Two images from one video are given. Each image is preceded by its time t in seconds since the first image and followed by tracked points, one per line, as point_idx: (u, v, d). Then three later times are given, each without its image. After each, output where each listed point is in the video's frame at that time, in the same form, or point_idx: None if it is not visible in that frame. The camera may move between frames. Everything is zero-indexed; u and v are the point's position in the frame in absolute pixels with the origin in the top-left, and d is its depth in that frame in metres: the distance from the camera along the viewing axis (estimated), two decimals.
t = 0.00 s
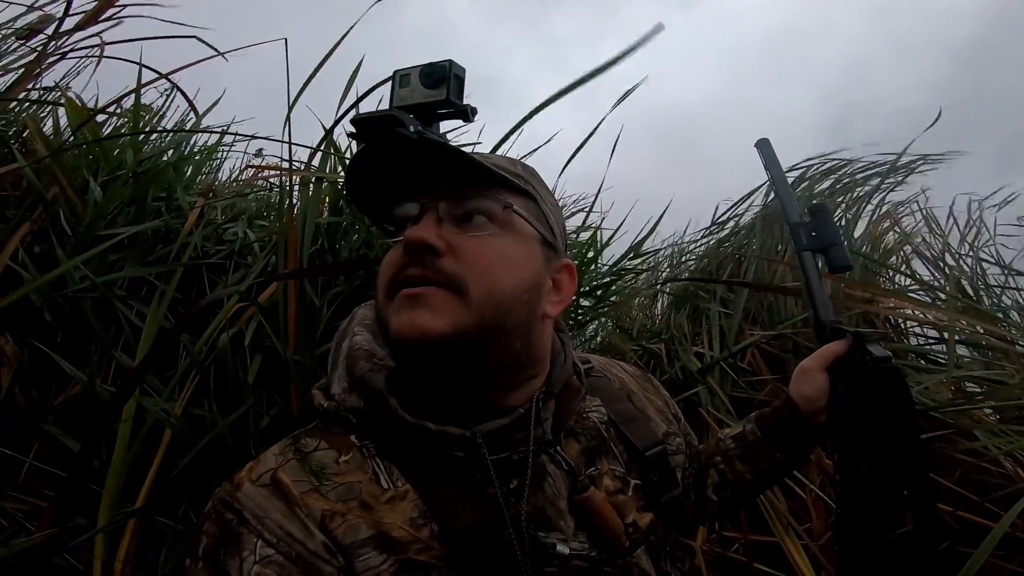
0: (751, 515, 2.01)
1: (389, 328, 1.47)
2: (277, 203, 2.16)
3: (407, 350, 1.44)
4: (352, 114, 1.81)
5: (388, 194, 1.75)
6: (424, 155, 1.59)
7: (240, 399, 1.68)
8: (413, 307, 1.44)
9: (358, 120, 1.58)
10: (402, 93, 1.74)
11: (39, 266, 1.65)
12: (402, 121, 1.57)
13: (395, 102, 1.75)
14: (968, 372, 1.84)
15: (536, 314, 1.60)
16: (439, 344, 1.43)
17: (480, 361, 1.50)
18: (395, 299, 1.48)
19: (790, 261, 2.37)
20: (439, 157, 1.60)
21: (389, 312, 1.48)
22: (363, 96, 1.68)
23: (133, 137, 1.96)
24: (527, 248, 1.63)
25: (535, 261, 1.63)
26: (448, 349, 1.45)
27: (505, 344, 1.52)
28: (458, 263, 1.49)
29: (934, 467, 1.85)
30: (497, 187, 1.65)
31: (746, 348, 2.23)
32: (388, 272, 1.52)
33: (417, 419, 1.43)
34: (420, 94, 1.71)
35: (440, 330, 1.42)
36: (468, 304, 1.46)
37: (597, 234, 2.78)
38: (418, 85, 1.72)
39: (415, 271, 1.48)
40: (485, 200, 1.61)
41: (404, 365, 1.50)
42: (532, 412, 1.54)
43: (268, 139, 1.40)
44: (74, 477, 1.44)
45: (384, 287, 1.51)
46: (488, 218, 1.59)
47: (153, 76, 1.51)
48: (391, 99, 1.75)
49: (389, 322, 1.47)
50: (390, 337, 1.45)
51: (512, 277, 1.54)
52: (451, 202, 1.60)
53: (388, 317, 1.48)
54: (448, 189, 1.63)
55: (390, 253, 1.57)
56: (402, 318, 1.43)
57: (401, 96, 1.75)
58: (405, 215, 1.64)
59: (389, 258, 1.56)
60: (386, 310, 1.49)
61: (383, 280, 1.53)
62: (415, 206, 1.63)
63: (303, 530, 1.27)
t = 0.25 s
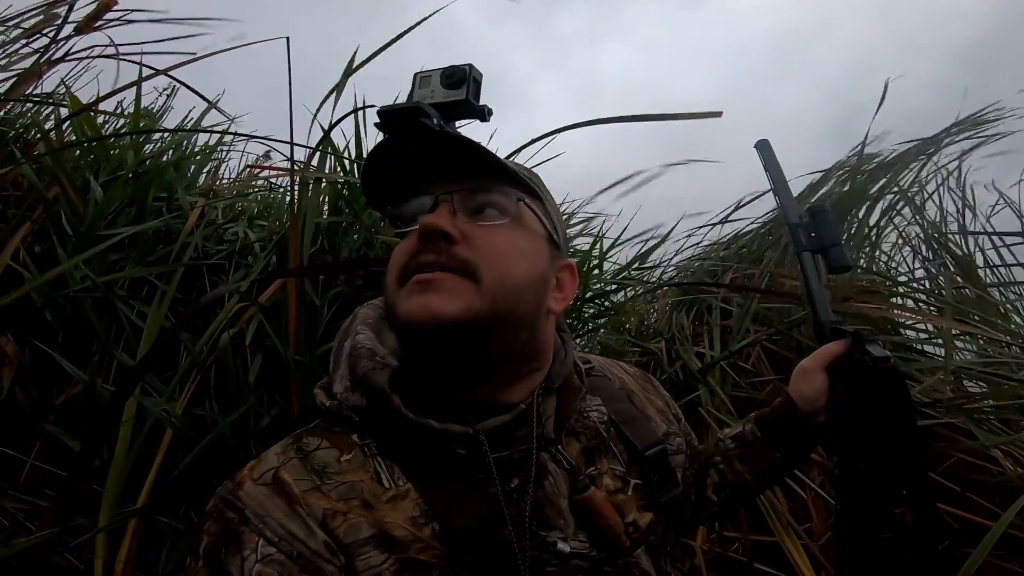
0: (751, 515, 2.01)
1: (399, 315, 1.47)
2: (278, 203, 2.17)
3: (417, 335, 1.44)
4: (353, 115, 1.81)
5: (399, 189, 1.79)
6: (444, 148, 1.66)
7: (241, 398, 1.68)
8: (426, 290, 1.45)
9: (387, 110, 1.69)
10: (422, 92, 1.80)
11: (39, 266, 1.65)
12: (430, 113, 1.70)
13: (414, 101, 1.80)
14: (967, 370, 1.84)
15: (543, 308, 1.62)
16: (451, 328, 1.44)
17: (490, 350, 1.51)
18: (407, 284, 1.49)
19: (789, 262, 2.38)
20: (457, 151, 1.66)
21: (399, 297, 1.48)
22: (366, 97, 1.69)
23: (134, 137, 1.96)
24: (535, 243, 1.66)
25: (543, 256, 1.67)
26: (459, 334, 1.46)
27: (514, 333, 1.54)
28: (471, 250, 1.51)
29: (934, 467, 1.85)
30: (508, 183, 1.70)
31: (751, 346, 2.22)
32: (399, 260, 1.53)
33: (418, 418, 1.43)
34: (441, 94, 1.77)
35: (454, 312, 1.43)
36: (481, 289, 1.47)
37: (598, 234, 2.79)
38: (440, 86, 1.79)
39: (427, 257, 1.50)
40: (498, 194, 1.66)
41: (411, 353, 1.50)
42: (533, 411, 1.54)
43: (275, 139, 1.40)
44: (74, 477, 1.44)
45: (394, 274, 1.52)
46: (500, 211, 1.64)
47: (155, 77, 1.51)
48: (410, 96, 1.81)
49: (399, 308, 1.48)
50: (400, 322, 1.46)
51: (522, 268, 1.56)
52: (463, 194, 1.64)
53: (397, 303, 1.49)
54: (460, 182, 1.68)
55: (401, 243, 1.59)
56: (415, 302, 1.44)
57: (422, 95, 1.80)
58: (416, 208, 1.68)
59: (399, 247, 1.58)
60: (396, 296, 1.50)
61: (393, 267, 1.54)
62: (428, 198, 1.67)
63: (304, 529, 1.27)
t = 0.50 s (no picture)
0: (751, 515, 2.01)
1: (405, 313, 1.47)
2: (278, 203, 2.16)
3: (423, 332, 1.44)
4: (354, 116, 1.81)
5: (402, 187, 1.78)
6: (450, 148, 1.66)
7: (241, 398, 1.68)
8: (433, 288, 1.45)
9: (391, 110, 1.65)
10: (427, 93, 1.79)
11: (39, 265, 1.65)
12: (436, 113, 1.67)
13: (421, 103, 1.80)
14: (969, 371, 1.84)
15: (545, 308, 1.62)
16: (457, 327, 1.44)
17: (494, 349, 1.51)
18: (413, 281, 1.49)
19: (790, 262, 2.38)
20: (462, 151, 1.66)
21: (405, 295, 1.48)
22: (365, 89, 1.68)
23: (133, 137, 1.95)
24: (538, 242, 1.66)
25: (546, 256, 1.67)
26: (464, 334, 1.46)
27: (519, 333, 1.53)
28: (475, 249, 1.52)
29: (934, 468, 1.85)
30: (512, 184, 1.70)
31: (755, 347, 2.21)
32: (405, 258, 1.53)
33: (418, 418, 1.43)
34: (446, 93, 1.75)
35: (459, 311, 1.43)
36: (487, 288, 1.47)
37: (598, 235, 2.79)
38: (445, 86, 1.78)
39: (431, 257, 1.50)
40: (502, 194, 1.66)
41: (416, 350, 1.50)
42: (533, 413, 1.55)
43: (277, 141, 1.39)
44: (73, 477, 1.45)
45: (399, 272, 1.52)
46: (503, 211, 1.64)
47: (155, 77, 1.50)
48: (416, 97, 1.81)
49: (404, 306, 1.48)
50: (406, 320, 1.46)
51: (526, 267, 1.56)
52: (469, 194, 1.65)
53: (403, 302, 1.48)
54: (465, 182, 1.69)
55: (406, 242, 1.58)
56: (420, 301, 1.44)
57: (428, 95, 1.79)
58: (421, 207, 1.68)
59: (405, 246, 1.57)
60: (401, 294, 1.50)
61: (398, 266, 1.53)
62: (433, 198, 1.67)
63: (305, 530, 1.27)
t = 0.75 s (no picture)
0: (751, 515, 2.01)
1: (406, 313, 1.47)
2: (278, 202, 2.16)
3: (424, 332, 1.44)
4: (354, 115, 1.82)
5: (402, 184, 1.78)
6: (450, 148, 1.66)
7: (241, 398, 1.68)
8: (434, 289, 1.45)
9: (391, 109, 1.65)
10: (429, 92, 1.79)
11: (39, 264, 1.65)
12: (436, 112, 1.69)
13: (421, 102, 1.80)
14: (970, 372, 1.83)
15: (546, 307, 1.62)
16: (458, 328, 1.44)
17: (496, 350, 1.51)
18: (414, 281, 1.49)
19: (790, 262, 2.37)
20: (463, 150, 1.66)
21: (406, 295, 1.48)
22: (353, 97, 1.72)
23: (134, 136, 1.95)
24: (539, 241, 1.66)
25: (546, 256, 1.66)
26: (466, 334, 1.46)
27: (521, 333, 1.54)
28: (476, 250, 1.52)
29: (934, 468, 1.85)
30: (512, 183, 1.71)
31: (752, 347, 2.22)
32: (406, 259, 1.53)
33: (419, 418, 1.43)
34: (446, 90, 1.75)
35: (461, 312, 1.43)
36: (488, 288, 1.47)
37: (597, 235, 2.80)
38: (445, 83, 1.77)
39: (432, 257, 1.50)
40: (502, 193, 1.66)
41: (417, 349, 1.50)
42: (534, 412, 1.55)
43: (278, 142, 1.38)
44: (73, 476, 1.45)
45: (400, 272, 1.52)
46: (504, 210, 1.64)
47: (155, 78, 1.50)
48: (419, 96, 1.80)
49: (405, 306, 1.47)
50: (407, 320, 1.45)
51: (527, 267, 1.56)
52: (469, 193, 1.65)
53: (404, 301, 1.48)
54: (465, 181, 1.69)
55: (408, 242, 1.58)
56: (421, 302, 1.44)
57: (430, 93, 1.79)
58: (421, 206, 1.68)
59: (407, 245, 1.57)
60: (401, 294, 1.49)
61: (399, 266, 1.53)
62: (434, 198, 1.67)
63: (305, 530, 1.27)
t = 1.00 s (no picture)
0: (750, 515, 2.01)
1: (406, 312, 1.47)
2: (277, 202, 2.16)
3: (424, 331, 1.44)
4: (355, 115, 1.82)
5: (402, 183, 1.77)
6: (450, 147, 1.66)
7: (242, 398, 1.68)
8: (433, 289, 1.45)
9: (392, 109, 1.64)
10: (429, 91, 1.79)
11: (40, 264, 1.65)
12: (437, 111, 1.67)
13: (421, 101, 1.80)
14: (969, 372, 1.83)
15: (546, 307, 1.62)
16: (459, 327, 1.44)
17: (496, 349, 1.51)
18: (414, 281, 1.49)
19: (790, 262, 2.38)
20: (463, 149, 1.66)
21: (406, 294, 1.48)
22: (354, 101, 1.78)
23: (134, 136, 1.95)
24: (539, 241, 1.66)
25: (546, 255, 1.66)
26: (466, 334, 1.46)
27: (521, 332, 1.54)
28: (477, 249, 1.52)
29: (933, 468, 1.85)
30: (512, 182, 1.71)
31: (750, 347, 2.22)
32: (406, 258, 1.53)
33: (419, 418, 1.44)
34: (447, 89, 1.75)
35: (462, 311, 1.43)
36: (489, 288, 1.47)
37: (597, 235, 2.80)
38: (446, 83, 1.77)
39: (433, 255, 1.50)
40: (503, 193, 1.66)
41: (418, 349, 1.50)
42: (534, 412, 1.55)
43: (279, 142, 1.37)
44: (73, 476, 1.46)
45: (401, 271, 1.52)
46: (504, 210, 1.64)
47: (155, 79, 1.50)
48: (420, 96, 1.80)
49: (406, 305, 1.47)
50: (407, 319, 1.46)
51: (527, 267, 1.56)
52: (469, 193, 1.65)
53: (404, 300, 1.48)
54: (465, 180, 1.69)
55: (408, 241, 1.58)
56: (421, 300, 1.44)
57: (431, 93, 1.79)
58: (421, 206, 1.68)
59: (407, 244, 1.57)
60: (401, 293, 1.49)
61: (399, 265, 1.53)
62: (436, 198, 1.66)
63: (305, 530, 1.27)
